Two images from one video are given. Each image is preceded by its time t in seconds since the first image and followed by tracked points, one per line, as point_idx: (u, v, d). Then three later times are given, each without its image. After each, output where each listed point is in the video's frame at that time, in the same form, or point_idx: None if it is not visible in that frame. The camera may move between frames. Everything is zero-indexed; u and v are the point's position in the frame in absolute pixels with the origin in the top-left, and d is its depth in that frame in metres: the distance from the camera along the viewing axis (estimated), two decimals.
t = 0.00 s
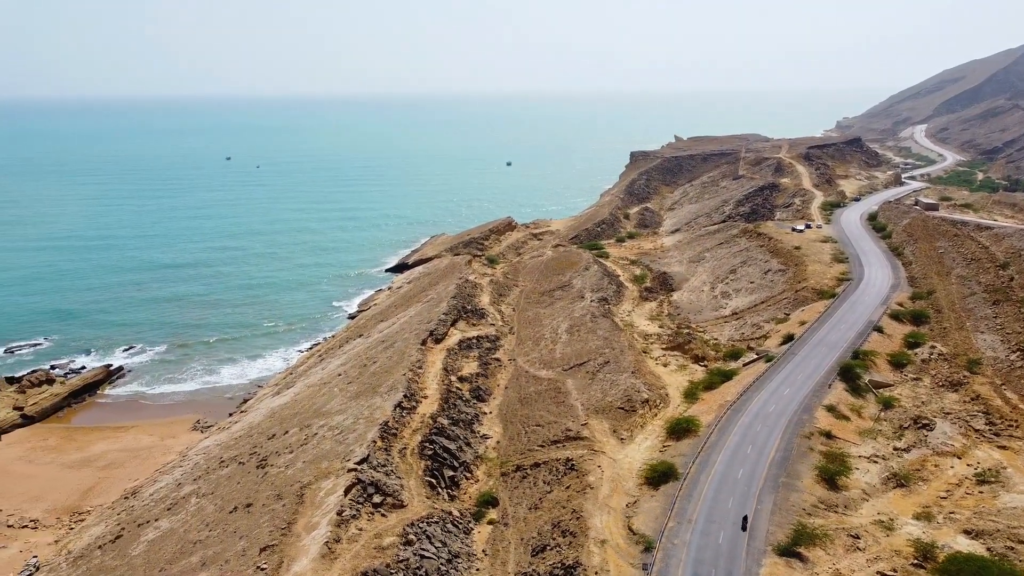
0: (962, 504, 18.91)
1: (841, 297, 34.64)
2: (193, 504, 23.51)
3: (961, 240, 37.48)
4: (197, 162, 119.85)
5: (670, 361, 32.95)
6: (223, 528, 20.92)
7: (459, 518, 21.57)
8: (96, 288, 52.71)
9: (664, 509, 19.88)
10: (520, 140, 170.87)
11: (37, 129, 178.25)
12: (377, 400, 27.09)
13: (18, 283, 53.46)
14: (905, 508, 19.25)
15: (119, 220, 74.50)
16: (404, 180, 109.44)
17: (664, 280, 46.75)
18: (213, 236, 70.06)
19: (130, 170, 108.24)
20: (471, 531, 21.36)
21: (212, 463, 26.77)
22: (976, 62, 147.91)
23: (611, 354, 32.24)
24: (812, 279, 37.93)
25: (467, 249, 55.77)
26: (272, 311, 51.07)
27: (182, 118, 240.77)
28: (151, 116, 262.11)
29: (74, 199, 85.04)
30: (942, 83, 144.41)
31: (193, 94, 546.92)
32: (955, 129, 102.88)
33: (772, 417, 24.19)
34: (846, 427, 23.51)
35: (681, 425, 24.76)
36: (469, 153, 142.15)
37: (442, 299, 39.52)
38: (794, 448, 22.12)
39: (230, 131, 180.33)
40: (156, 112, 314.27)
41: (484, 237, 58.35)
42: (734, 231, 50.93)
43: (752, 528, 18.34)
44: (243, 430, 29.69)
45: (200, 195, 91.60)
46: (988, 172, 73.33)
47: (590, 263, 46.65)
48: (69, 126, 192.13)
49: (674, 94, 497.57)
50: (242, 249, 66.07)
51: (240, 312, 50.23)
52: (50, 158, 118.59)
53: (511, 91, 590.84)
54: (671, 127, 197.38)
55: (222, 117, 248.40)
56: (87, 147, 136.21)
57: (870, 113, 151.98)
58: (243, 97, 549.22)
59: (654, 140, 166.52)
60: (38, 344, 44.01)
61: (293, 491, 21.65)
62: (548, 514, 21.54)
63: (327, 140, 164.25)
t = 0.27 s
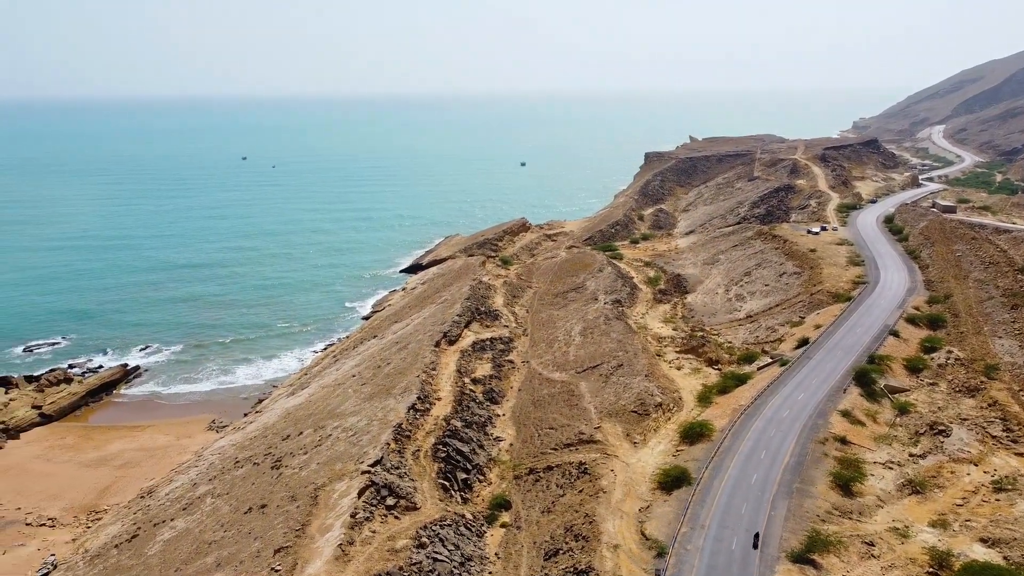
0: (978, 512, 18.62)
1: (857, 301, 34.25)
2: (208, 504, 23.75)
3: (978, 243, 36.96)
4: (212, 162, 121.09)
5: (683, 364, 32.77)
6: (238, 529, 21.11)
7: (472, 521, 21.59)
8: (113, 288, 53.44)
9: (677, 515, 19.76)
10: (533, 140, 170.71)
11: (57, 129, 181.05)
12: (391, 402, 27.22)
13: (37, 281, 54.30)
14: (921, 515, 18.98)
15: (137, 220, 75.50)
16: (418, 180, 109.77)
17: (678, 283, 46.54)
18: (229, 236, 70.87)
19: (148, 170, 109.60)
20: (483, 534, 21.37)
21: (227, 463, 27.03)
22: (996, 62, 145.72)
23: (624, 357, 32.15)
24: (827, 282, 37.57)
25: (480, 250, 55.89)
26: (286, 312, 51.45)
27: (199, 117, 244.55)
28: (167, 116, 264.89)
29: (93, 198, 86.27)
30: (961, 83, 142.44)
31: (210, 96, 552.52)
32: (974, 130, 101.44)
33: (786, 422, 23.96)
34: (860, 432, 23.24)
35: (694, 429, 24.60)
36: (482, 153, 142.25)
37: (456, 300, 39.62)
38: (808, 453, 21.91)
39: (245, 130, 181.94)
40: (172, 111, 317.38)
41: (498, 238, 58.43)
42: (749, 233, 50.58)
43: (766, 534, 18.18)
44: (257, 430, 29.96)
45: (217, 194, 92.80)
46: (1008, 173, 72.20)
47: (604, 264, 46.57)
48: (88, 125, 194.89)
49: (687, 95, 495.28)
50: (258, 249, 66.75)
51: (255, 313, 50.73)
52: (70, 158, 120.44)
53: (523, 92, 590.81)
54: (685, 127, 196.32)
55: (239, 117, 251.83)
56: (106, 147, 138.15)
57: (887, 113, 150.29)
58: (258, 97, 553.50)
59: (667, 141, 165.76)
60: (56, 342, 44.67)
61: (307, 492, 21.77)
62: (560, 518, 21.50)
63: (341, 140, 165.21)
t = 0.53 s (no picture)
0: (998, 521, 18.23)
1: (875, 305, 33.80)
2: (225, 504, 24.01)
3: (1000, 247, 36.31)
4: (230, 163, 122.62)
5: (700, 368, 32.53)
6: (256, 530, 21.30)
7: (487, 524, 21.61)
8: (133, 289, 54.27)
9: (692, 521, 19.61)
10: (548, 141, 170.58)
11: (80, 129, 184.16)
12: (407, 404, 27.34)
13: (59, 280, 55.27)
14: (940, 523, 18.62)
15: (156, 220, 76.60)
16: (433, 181, 110.09)
17: (695, 285, 46.25)
18: (247, 236, 71.78)
19: (167, 171, 111.11)
20: (498, 538, 21.37)
21: (245, 463, 27.31)
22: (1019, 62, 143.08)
23: (640, 361, 32.02)
24: (846, 286, 37.12)
25: (496, 251, 56.03)
26: (303, 314, 51.89)
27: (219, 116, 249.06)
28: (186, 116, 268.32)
29: (114, 199, 87.64)
30: (983, 84, 140.08)
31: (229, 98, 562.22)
32: (997, 131, 99.68)
33: (803, 428, 23.69)
34: (878, 439, 22.89)
35: (710, 434, 24.41)
36: (497, 154, 142.37)
37: (472, 302, 39.70)
38: (825, 460, 21.65)
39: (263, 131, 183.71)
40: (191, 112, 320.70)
41: (515, 239, 58.48)
42: (766, 235, 50.14)
43: (782, 542, 18.01)
44: (275, 431, 30.23)
45: (236, 195, 94.21)
46: None
47: (620, 267, 46.47)
48: (110, 126, 198.00)
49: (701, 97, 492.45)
50: (276, 250, 67.51)
51: (273, 314, 51.29)
52: (92, 158, 122.43)
53: (537, 95, 590.81)
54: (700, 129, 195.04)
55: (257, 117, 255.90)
56: (127, 148, 140.37)
57: (907, 114, 148.22)
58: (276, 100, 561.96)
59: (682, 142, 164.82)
60: (77, 341, 45.41)
61: (324, 494, 21.86)
62: (575, 523, 21.42)
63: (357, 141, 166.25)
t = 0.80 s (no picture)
0: (1017, 530, 17.90)
1: (891, 309, 33.41)
2: (241, 505, 24.24)
3: (1020, 251, 35.74)
4: (245, 164, 123.87)
5: (714, 371, 32.32)
6: (271, 531, 21.48)
7: (500, 527, 21.63)
8: (151, 290, 54.96)
9: (706, 526, 19.50)
10: (561, 142, 170.46)
11: (99, 129, 186.71)
12: (421, 406, 27.45)
13: (78, 280, 56.11)
14: (957, 531, 18.34)
15: (173, 221, 77.52)
16: (446, 182, 110.38)
17: (709, 287, 45.99)
18: (262, 237, 72.53)
19: (184, 171, 112.36)
20: (511, 542, 21.39)
21: (260, 464, 27.55)
22: None
23: (654, 364, 31.92)
24: (862, 289, 36.75)
25: (510, 252, 56.17)
26: (317, 315, 52.26)
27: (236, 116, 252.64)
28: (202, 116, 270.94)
29: (132, 199, 88.78)
30: (1004, 84, 138.01)
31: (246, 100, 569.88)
32: (1017, 133, 98.14)
33: (818, 432, 23.48)
34: (894, 445, 22.61)
35: (724, 438, 24.25)
36: (509, 155, 142.50)
37: (486, 304, 39.77)
38: (839, 465, 21.44)
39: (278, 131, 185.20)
40: (208, 109, 323.79)
41: (529, 240, 58.53)
42: (782, 237, 49.77)
43: (796, 549, 17.87)
44: (289, 431, 30.48)
45: (252, 195, 95.29)
46: None
47: (634, 269, 46.36)
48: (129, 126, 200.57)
49: (713, 97, 490.60)
50: (291, 251, 68.12)
51: (287, 315, 51.76)
52: (111, 159, 124.12)
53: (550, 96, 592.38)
54: (713, 130, 194.03)
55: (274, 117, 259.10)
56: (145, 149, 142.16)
57: (925, 115, 146.42)
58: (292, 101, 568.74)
59: (692, 142, 165.42)
60: (95, 341, 46.05)
61: (337, 496, 21.97)
62: (588, 527, 21.37)
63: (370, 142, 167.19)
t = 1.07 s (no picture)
0: None
1: (907, 313, 33.00)
2: (256, 505, 24.44)
3: None
4: (262, 163, 125.41)
5: (728, 375, 32.10)
6: (285, 532, 21.62)
7: (513, 531, 21.63)
8: (167, 290, 55.63)
9: (719, 531, 19.38)
10: (574, 142, 170.24)
11: (118, 129, 189.47)
12: (434, 408, 27.53)
13: (96, 280, 56.99)
14: (973, 539, 18.05)
15: (191, 222, 78.50)
16: (459, 182, 110.71)
17: (724, 290, 45.71)
18: (277, 237, 73.26)
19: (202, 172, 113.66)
20: (524, 545, 21.39)
21: (275, 464, 27.77)
22: None
23: (667, 367, 31.78)
24: (878, 293, 36.34)
25: (525, 253, 56.28)
26: (331, 316, 52.65)
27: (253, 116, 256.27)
28: (218, 116, 273.77)
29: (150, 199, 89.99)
30: None
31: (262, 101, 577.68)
32: None
33: (832, 438, 23.24)
34: (910, 451, 22.31)
35: (738, 443, 24.08)
36: (523, 156, 142.65)
37: (499, 305, 39.81)
38: (854, 472, 21.22)
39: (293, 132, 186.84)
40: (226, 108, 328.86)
41: (542, 241, 58.48)
42: (797, 240, 49.36)
43: (810, 556, 17.72)
44: (304, 432, 30.69)
45: (268, 195, 96.36)
46: None
47: (648, 271, 46.23)
48: (147, 126, 203.43)
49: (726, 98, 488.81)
50: (305, 252, 68.70)
51: (301, 316, 52.19)
52: (130, 159, 125.90)
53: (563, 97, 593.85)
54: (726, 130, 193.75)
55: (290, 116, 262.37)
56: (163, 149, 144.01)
57: (943, 115, 144.63)
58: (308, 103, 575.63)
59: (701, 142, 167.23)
60: (112, 340, 46.69)
61: (351, 498, 22.07)
62: (601, 531, 21.29)
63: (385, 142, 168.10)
